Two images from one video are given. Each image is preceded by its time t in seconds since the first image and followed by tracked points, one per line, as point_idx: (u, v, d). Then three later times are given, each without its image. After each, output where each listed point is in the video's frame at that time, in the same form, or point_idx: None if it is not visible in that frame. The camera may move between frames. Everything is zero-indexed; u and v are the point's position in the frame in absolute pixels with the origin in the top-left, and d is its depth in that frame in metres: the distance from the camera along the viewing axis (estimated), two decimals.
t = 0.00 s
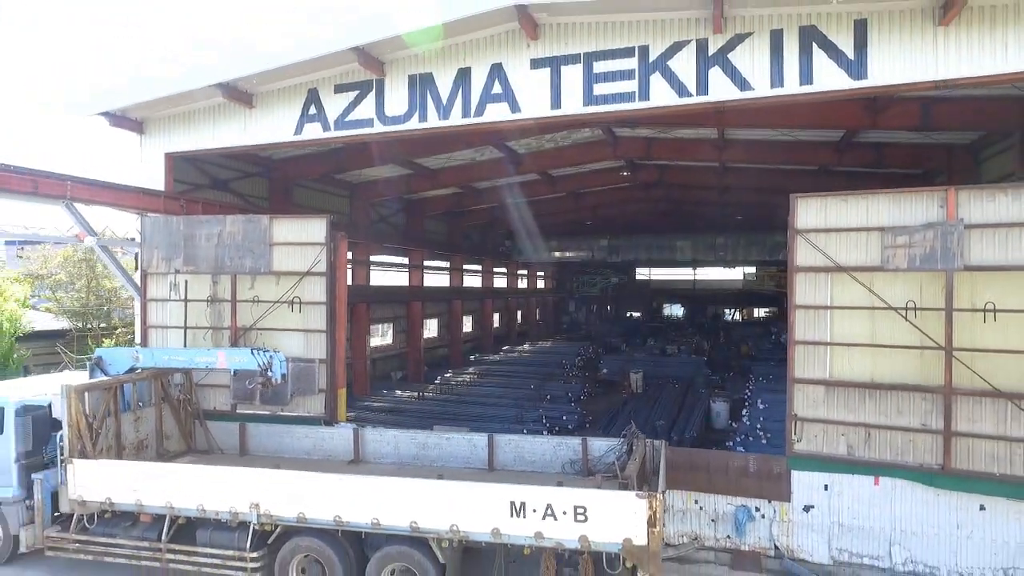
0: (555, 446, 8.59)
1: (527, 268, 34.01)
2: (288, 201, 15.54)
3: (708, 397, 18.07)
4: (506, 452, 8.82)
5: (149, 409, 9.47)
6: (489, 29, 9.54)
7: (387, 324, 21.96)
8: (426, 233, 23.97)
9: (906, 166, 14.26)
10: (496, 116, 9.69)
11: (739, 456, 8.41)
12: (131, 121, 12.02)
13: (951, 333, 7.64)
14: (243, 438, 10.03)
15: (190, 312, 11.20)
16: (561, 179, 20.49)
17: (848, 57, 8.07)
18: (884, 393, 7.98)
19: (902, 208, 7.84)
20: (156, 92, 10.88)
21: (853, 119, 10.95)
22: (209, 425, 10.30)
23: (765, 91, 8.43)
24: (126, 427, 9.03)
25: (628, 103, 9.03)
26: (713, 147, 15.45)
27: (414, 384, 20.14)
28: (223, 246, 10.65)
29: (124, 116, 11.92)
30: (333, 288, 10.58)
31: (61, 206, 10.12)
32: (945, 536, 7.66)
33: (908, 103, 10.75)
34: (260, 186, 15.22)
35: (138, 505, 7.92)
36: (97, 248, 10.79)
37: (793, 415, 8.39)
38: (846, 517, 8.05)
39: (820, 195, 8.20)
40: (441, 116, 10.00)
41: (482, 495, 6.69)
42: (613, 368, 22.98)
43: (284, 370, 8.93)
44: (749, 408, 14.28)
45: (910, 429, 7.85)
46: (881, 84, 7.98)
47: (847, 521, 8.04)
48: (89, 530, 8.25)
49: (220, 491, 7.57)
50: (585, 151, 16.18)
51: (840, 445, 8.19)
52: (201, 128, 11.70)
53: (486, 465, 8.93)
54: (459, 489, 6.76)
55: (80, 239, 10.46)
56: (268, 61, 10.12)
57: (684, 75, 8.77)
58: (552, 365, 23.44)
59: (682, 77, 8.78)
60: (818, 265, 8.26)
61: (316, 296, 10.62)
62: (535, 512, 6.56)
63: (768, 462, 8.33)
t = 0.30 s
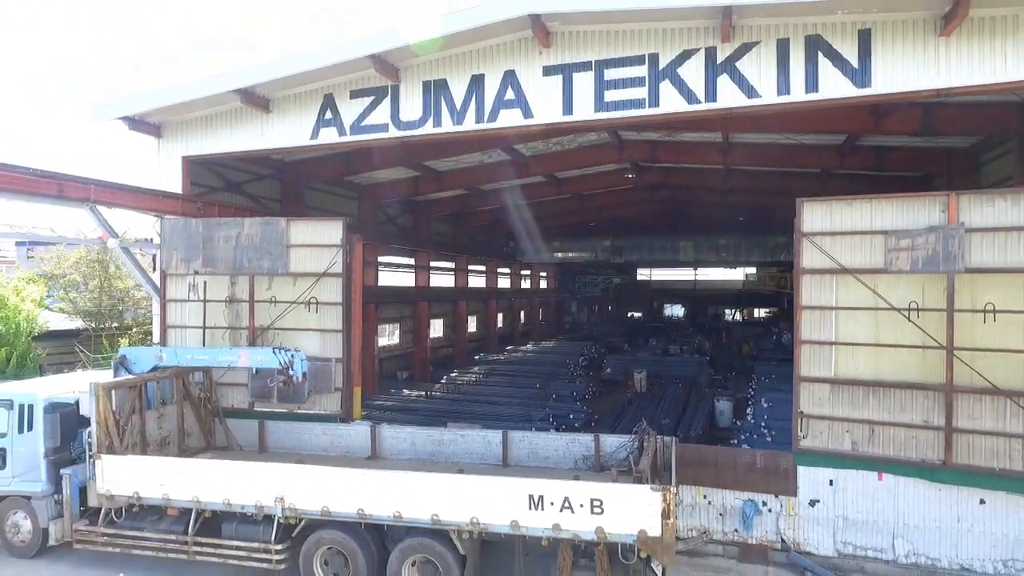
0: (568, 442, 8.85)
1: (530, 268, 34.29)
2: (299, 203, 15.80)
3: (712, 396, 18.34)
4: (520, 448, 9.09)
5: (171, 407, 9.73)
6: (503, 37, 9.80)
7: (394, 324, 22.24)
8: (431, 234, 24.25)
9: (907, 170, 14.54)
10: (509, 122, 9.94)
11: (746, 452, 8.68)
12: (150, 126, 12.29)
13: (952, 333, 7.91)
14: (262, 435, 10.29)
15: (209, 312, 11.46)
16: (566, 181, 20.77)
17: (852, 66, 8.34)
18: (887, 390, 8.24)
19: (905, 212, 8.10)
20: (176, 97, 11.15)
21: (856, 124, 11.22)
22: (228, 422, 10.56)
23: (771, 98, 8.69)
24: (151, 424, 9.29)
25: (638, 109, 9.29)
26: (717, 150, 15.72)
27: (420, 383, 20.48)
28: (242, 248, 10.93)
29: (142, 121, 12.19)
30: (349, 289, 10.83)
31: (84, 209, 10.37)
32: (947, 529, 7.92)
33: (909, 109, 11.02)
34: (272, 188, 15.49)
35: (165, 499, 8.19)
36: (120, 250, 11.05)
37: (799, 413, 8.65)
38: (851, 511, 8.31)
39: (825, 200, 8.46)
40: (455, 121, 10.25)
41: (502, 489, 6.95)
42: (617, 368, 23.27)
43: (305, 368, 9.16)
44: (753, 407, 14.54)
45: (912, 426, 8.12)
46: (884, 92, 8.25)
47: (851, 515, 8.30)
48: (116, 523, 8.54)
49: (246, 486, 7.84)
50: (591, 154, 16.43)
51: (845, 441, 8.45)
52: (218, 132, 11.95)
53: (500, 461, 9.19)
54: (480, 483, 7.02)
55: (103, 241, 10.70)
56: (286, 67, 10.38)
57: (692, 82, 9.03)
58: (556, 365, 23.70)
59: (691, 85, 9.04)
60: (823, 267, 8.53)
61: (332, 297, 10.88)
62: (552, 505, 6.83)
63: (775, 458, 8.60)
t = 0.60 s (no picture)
0: (581, 438, 9.14)
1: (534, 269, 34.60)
2: (312, 205, 16.11)
3: (717, 395, 18.63)
4: (534, 444, 9.38)
5: (195, 404, 10.03)
6: (517, 45, 10.08)
7: (402, 324, 22.55)
8: (438, 235, 24.57)
9: (909, 172, 14.82)
10: (523, 127, 10.23)
11: (754, 447, 8.96)
12: (170, 130, 12.60)
13: (954, 333, 8.21)
14: (282, 431, 10.59)
15: (229, 312, 11.76)
16: (572, 183, 21.06)
17: (857, 74, 8.62)
18: (891, 388, 8.54)
19: (908, 216, 8.39)
20: (198, 102, 11.46)
21: (859, 129, 11.52)
22: (249, 419, 10.85)
23: (779, 105, 8.98)
24: (176, 420, 9.60)
25: (649, 115, 9.57)
26: (722, 153, 16.01)
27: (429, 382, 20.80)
28: (262, 250, 11.26)
29: (163, 125, 12.50)
30: (366, 289, 11.12)
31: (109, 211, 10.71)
32: (948, 521, 8.21)
33: (912, 114, 11.31)
34: (286, 190, 15.79)
35: (193, 492, 8.49)
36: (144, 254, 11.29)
37: (805, 409, 8.94)
38: (855, 505, 8.61)
39: (831, 203, 8.75)
40: (470, 126, 10.55)
41: (521, 481, 7.24)
42: (621, 367, 23.58)
43: (327, 366, 9.43)
44: (758, 405, 14.81)
45: (915, 422, 8.41)
46: (888, 100, 8.54)
47: (856, 508, 8.60)
48: (146, 515, 8.88)
49: (273, 479, 8.14)
50: (598, 156, 16.71)
51: (849, 436, 8.74)
52: (236, 136, 12.25)
53: (515, 456, 9.46)
54: (499, 476, 7.31)
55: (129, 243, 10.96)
56: (306, 74, 10.69)
57: (702, 89, 9.32)
58: (561, 364, 23.98)
59: (701, 92, 9.33)
60: (829, 268, 8.81)
61: (349, 297, 11.18)
62: (570, 497, 7.12)
63: (782, 453, 8.89)
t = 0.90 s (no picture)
0: (593, 433, 9.45)
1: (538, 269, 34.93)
2: (324, 207, 16.45)
3: (720, 393, 18.96)
4: (547, 439, 9.68)
5: (218, 400, 10.37)
6: (530, 52, 10.41)
7: (410, 324, 22.90)
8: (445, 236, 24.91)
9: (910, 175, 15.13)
10: (535, 132, 10.55)
11: (760, 442, 9.30)
12: (189, 134, 12.96)
13: (953, 331, 8.55)
14: (302, 427, 10.92)
15: (248, 312, 12.10)
16: (577, 185, 21.40)
17: (859, 82, 8.94)
18: (892, 384, 8.86)
19: (909, 219, 8.71)
20: (219, 108, 11.82)
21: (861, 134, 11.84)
22: (269, 415, 11.18)
23: (784, 111, 9.30)
24: (201, 416, 9.94)
25: (658, 121, 9.88)
26: (726, 155, 16.33)
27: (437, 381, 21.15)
28: (281, 251, 11.62)
29: (183, 129, 12.87)
30: (382, 288, 11.44)
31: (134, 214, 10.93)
32: (948, 512, 8.52)
33: (912, 119, 11.63)
34: (299, 192, 16.12)
35: (220, 484, 8.83)
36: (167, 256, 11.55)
37: (810, 405, 9.27)
38: (858, 497, 8.93)
39: (834, 206, 9.06)
40: (484, 131, 10.87)
41: (538, 473, 7.57)
42: (625, 366, 23.94)
43: (347, 363, 9.74)
44: (762, 403, 15.13)
45: (916, 417, 8.74)
46: (889, 107, 8.86)
47: (859, 500, 8.92)
48: (174, 507, 9.21)
49: (297, 472, 8.46)
50: (604, 159, 17.03)
51: (852, 431, 9.07)
52: (254, 141, 12.59)
53: (529, 450, 9.77)
54: (517, 468, 7.63)
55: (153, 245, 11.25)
56: (324, 80, 11.03)
57: (710, 96, 9.64)
58: (566, 363, 24.33)
59: (708, 99, 9.64)
60: (832, 269, 9.13)
61: (366, 296, 11.50)
62: (585, 487, 7.45)
63: (787, 447, 9.21)
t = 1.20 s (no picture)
0: (601, 428, 9.81)
1: (541, 269, 35.32)
2: (335, 209, 16.83)
3: (722, 391, 19.33)
4: (558, 433, 10.04)
5: (239, 396, 10.74)
6: (540, 61, 10.77)
7: (416, 323, 23.28)
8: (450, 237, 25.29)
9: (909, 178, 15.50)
10: (545, 137, 10.91)
11: (762, 436, 9.66)
12: (207, 138, 13.36)
13: (947, 330, 8.92)
14: (319, 423, 11.29)
15: (266, 311, 12.47)
16: (582, 186, 21.78)
17: (859, 90, 9.31)
18: (890, 380, 9.24)
19: (906, 222, 9.07)
20: (238, 113, 12.22)
21: (860, 139, 12.21)
22: (287, 411, 11.54)
23: (785, 118, 9.67)
24: (223, 411, 10.31)
25: (665, 127, 10.24)
26: (729, 158, 16.69)
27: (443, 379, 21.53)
28: (298, 252, 11.96)
29: (201, 133, 13.26)
30: (396, 289, 11.80)
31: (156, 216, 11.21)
32: (942, 503, 8.89)
33: (909, 124, 12.02)
34: (311, 195, 16.48)
35: (244, 477, 9.19)
36: (187, 256, 11.92)
37: (810, 401, 9.65)
38: (857, 489, 9.30)
39: (834, 210, 9.43)
40: (496, 136, 11.23)
41: (552, 464, 7.93)
42: (628, 365, 24.32)
43: (365, 361, 10.05)
44: (763, 400, 15.51)
45: (912, 412, 9.11)
46: (886, 115, 9.24)
47: (857, 492, 9.29)
48: (199, 498, 9.58)
49: (320, 464, 8.82)
50: (609, 162, 17.40)
51: (851, 426, 9.44)
52: (270, 145, 12.96)
53: (540, 444, 10.13)
54: (531, 460, 8.00)
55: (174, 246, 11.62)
56: (341, 87, 11.40)
57: (714, 103, 10.01)
58: (569, 362, 24.70)
59: (713, 106, 10.01)
60: (833, 270, 9.50)
61: (380, 296, 11.85)
62: (596, 478, 7.81)
63: (789, 441, 9.58)
